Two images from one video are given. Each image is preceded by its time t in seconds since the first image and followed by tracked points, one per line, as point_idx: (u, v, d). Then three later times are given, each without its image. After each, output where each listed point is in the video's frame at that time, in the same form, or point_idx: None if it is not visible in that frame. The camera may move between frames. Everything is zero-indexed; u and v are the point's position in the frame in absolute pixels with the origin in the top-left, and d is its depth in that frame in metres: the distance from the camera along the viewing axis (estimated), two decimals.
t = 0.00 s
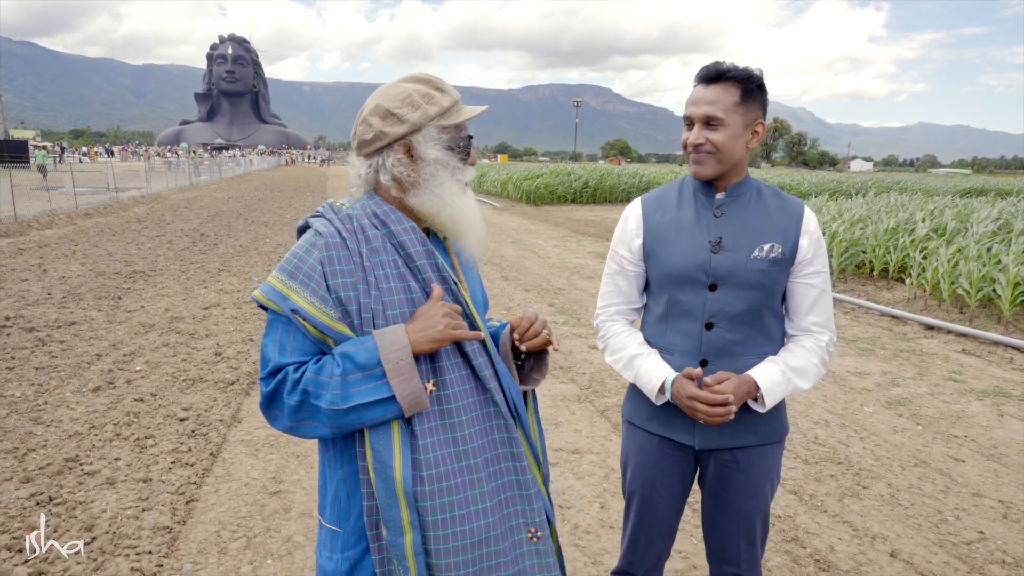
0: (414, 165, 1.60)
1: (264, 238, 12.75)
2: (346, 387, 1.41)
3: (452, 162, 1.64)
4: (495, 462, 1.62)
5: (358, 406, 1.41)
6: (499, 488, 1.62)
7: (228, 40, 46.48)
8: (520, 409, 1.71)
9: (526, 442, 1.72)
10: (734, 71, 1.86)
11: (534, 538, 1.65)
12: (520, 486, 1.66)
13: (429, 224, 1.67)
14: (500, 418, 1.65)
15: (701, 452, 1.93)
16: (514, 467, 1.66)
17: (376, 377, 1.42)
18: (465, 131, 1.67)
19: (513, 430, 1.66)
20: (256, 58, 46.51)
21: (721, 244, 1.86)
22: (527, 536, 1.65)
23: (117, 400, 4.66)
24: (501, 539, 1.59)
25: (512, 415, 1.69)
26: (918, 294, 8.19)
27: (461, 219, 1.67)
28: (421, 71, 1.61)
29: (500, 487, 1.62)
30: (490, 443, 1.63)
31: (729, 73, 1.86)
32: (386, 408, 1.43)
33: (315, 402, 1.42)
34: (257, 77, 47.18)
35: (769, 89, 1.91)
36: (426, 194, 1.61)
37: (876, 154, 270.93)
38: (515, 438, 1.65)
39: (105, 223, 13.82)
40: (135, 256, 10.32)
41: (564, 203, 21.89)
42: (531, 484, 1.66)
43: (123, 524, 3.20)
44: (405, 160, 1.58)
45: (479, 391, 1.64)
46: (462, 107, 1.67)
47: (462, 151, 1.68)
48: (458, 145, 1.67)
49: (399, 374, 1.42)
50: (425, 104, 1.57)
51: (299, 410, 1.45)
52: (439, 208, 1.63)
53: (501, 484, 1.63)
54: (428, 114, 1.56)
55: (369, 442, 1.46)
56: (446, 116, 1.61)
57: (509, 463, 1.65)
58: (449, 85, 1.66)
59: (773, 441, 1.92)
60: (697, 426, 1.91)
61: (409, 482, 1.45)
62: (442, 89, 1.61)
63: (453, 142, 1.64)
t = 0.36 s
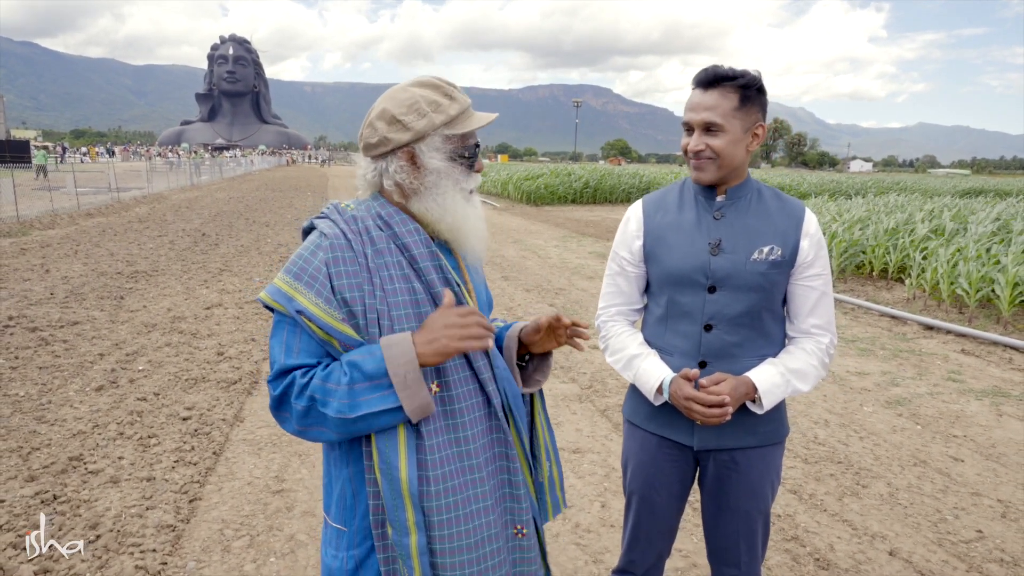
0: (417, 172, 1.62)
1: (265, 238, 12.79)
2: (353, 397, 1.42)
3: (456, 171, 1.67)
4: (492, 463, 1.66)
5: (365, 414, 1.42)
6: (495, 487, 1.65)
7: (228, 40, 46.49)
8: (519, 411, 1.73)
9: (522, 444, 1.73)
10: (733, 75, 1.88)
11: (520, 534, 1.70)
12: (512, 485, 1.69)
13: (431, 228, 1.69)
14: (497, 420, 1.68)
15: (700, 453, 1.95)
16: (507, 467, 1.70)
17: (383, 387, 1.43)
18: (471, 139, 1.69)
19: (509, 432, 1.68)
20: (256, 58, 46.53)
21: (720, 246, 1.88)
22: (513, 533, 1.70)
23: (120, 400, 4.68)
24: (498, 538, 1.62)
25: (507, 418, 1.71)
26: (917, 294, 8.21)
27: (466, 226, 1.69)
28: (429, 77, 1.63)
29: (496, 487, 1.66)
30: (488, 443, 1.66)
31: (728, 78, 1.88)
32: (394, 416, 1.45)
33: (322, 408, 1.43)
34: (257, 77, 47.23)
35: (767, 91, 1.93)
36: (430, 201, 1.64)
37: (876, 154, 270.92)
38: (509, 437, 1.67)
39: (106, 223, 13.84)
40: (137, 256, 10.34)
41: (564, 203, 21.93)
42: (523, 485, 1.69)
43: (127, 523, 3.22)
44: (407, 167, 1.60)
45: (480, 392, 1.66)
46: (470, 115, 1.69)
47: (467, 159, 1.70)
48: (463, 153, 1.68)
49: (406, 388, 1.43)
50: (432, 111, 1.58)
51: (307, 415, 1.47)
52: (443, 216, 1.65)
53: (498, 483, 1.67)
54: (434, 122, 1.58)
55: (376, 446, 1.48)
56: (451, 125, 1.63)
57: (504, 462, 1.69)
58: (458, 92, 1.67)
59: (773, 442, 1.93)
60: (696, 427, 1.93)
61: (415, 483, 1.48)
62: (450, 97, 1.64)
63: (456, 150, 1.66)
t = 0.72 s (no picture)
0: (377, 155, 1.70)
1: (265, 238, 12.79)
2: (345, 407, 1.40)
3: (407, 153, 1.67)
4: (493, 465, 1.66)
5: (356, 427, 1.40)
6: (497, 490, 1.66)
7: (228, 40, 46.48)
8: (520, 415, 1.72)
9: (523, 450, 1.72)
10: (733, 73, 1.89)
11: (522, 535, 1.71)
12: (513, 486, 1.70)
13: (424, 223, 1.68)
14: (497, 423, 1.69)
15: (700, 454, 1.95)
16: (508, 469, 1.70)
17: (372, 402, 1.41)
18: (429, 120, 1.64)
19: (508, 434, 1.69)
20: (256, 58, 46.52)
21: (721, 246, 1.88)
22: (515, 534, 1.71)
23: (120, 400, 4.68)
24: (500, 540, 1.62)
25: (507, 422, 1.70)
26: (918, 294, 8.20)
27: (417, 211, 1.59)
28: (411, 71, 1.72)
29: (497, 489, 1.66)
30: (489, 446, 1.66)
31: (727, 75, 1.89)
32: (384, 429, 1.43)
33: (313, 416, 1.42)
34: (257, 78, 47.25)
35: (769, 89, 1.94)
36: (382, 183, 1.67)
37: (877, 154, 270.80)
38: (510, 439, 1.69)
39: (107, 223, 13.85)
40: (137, 256, 10.34)
41: (564, 203, 21.91)
42: (523, 488, 1.70)
43: (127, 523, 3.22)
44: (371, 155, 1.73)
45: (481, 394, 1.67)
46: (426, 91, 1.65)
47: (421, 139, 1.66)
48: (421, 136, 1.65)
49: (395, 408, 1.38)
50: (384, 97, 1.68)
51: (301, 420, 1.46)
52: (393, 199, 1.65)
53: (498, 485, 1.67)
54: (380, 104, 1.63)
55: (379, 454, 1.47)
56: (402, 106, 1.64)
57: (504, 464, 1.70)
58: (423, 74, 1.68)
59: (774, 443, 1.93)
60: (696, 428, 1.93)
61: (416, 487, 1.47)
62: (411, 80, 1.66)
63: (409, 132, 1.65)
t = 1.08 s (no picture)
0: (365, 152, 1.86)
1: (265, 238, 12.75)
2: (296, 368, 1.30)
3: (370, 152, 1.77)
4: (477, 476, 1.60)
5: (310, 384, 1.27)
6: (480, 502, 1.60)
7: (228, 40, 46.39)
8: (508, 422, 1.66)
9: (512, 459, 1.66)
10: (735, 71, 1.84)
11: (507, 556, 1.63)
12: (499, 501, 1.63)
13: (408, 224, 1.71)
14: (481, 433, 1.61)
15: (699, 459, 1.91)
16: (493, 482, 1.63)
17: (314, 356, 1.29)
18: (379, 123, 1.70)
19: (495, 446, 1.62)
20: (256, 58, 46.45)
21: (721, 246, 1.83)
22: (500, 553, 1.63)
23: (116, 402, 4.64)
24: (478, 555, 1.57)
25: (495, 428, 1.64)
26: (921, 294, 8.14)
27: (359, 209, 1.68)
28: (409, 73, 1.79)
29: (479, 502, 1.60)
30: (473, 456, 1.60)
31: (729, 73, 1.84)
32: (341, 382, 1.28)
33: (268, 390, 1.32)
34: (257, 77, 47.18)
35: (772, 88, 1.89)
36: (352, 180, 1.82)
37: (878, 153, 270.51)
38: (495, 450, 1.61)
39: (105, 223, 13.80)
40: (135, 257, 10.29)
41: (565, 203, 21.85)
42: (510, 503, 1.62)
43: (120, 527, 3.17)
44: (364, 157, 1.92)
45: (466, 401, 1.60)
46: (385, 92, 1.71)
47: (377, 139, 1.72)
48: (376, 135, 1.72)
49: (325, 346, 1.25)
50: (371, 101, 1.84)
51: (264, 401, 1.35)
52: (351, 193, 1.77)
53: (482, 499, 1.61)
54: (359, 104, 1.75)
55: (356, 442, 1.47)
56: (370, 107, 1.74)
57: (490, 477, 1.62)
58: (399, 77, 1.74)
59: (775, 448, 1.89)
60: (695, 432, 1.89)
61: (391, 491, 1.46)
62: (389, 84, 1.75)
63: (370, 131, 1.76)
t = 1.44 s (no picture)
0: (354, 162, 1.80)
1: (265, 238, 12.76)
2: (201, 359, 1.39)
3: (371, 155, 1.76)
4: (460, 488, 1.60)
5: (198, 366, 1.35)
6: (463, 516, 1.60)
7: (229, 40, 46.40)
8: (498, 434, 1.67)
9: (502, 472, 1.67)
10: (732, 70, 1.82)
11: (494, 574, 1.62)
12: (485, 515, 1.62)
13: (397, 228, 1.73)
14: (469, 444, 1.62)
15: (694, 461, 1.89)
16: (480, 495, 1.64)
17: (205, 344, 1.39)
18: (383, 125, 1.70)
19: (482, 458, 1.62)
20: (258, 58, 46.48)
21: (716, 247, 1.82)
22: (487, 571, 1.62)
23: (114, 402, 4.63)
24: (458, 569, 1.58)
25: (487, 443, 1.65)
26: (921, 294, 8.12)
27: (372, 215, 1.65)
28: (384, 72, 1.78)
29: (463, 516, 1.60)
30: (457, 469, 1.61)
31: (726, 73, 1.83)
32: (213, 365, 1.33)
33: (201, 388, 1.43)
34: (258, 77, 47.21)
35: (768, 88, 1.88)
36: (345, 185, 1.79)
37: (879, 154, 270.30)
38: (482, 463, 1.61)
39: (107, 223, 13.82)
40: (136, 257, 10.30)
41: (565, 203, 21.85)
42: (496, 517, 1.62)
43: (116, 527, 3.16)
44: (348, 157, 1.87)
45: (451, 412, 1.62)
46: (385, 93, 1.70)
47: (381, 143, 1.73)
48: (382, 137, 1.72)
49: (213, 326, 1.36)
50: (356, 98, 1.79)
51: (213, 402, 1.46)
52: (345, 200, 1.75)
53: (465, 512, 1.61)
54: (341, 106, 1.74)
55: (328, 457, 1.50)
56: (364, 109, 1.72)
57: (474, 489, 1.62)
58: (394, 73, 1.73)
59: (770, 450, 1.88)
60: (689, 434, 1.88)
61: (362, 504, 1.47)
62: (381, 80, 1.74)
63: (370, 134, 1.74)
